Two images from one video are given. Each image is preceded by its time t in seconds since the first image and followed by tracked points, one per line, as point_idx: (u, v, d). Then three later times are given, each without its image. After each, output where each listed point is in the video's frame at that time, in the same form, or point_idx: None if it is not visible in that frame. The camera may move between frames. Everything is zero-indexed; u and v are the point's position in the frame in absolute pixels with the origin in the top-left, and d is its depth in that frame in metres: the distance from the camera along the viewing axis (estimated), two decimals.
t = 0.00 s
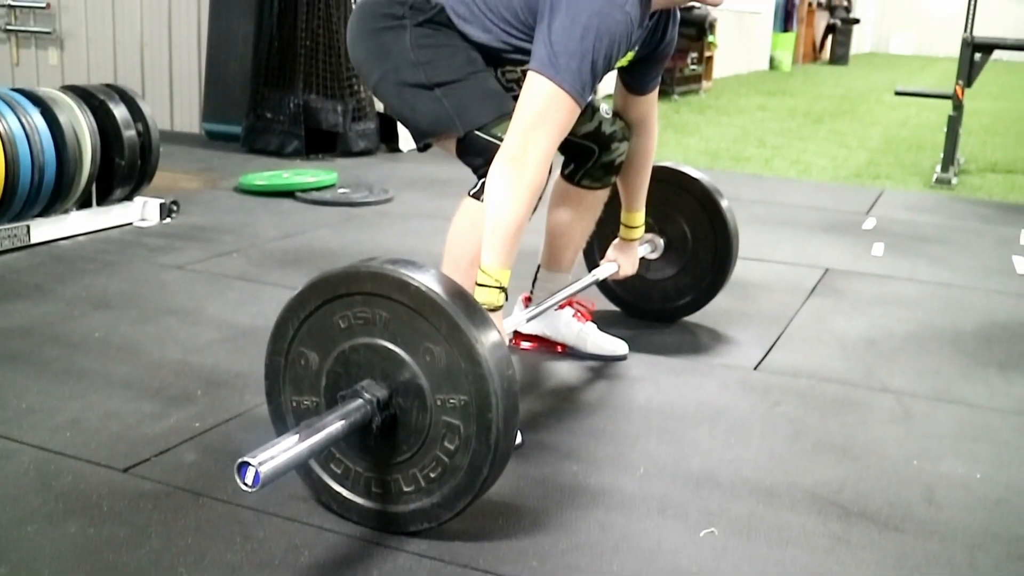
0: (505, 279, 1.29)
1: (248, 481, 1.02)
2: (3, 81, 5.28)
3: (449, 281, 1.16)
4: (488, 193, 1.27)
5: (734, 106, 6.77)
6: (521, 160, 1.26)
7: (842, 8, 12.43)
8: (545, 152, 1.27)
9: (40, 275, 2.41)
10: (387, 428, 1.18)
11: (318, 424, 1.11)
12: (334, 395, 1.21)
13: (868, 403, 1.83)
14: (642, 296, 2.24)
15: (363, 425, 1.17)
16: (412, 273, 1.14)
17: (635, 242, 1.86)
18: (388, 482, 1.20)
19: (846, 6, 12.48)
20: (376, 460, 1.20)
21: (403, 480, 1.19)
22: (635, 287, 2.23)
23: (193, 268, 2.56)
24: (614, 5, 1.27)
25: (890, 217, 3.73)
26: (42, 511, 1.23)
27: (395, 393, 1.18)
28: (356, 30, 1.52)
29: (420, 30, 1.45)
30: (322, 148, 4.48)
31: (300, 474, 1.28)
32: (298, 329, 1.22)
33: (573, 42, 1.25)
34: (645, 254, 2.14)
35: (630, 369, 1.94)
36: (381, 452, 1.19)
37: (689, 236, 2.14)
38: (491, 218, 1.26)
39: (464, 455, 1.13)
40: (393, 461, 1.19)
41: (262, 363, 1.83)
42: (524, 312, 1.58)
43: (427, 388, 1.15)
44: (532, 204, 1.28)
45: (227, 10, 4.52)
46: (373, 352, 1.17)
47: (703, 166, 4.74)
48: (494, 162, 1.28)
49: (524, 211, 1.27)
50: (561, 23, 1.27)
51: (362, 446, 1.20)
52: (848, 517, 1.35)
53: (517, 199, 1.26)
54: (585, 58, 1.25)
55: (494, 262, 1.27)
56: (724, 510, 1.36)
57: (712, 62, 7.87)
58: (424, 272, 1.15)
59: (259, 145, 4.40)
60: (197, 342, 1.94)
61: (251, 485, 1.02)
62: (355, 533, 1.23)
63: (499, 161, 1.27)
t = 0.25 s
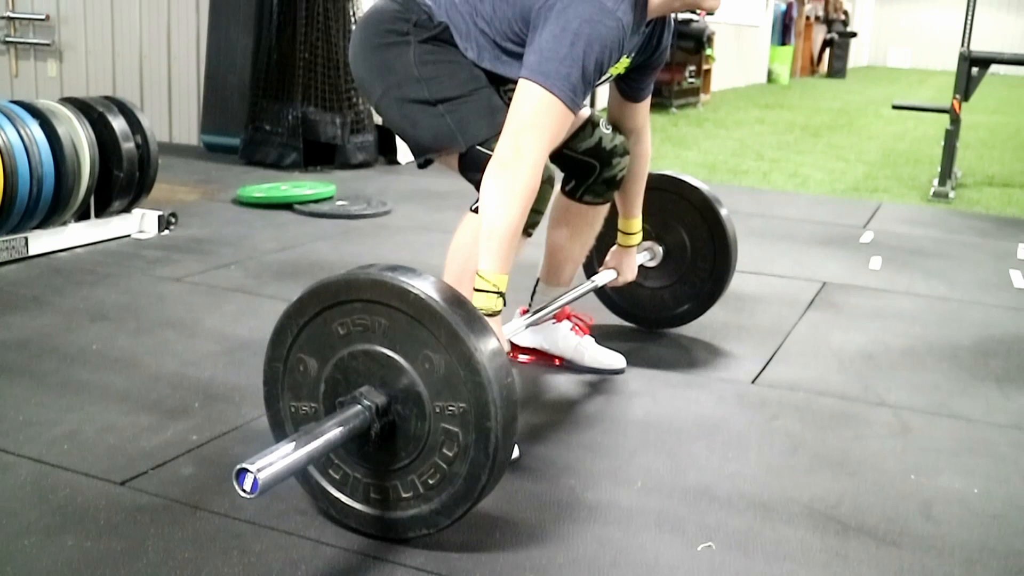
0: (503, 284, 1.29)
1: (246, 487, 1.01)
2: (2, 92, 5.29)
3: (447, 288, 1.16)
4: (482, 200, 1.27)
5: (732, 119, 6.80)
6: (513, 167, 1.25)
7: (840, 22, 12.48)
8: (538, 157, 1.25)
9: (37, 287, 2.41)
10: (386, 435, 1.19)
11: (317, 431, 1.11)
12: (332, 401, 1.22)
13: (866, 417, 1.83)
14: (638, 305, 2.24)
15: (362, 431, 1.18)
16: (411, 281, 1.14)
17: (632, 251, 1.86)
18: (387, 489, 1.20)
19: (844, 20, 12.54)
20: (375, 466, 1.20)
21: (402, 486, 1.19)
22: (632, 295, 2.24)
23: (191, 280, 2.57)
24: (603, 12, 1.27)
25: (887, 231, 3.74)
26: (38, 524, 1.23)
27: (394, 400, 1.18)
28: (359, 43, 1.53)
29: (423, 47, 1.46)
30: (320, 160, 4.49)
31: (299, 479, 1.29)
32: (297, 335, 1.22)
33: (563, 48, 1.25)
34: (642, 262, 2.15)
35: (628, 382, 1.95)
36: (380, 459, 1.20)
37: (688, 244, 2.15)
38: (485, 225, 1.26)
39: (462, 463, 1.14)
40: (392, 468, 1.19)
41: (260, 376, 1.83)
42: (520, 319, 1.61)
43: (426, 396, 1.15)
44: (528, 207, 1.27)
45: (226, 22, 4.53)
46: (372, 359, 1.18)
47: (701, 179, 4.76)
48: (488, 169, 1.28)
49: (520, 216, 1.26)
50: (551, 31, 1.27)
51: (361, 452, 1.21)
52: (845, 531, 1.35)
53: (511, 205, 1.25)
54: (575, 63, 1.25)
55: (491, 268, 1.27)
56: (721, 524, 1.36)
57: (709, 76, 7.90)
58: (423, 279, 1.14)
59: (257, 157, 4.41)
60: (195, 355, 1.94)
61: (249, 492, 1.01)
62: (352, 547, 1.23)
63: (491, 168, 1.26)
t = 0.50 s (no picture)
0: (501, 270, 1.29)
1: (245, 466, 1.02)
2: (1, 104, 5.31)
3: (446, 270, 1.17)
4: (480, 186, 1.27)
5: (730, 130, 6.82)
6: (509, 154, 1.25)
7: (837, 32, 12.52)
8: (536, 141, 1.25)
9: (35, 299, 2.41)
10: (385, 416, 1.20)
11: (316, 411, 1.12)
12: (331, 384, 1.23)
13: (864, 428, 1.83)
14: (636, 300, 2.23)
15: (361, 412, 1.19)
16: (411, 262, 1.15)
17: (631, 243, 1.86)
18: (386, 471, 1.21)
19: (841, 30, 12.58)
20: (374, 447, 1.21)
21: (400, 469, 1.20)
22: (629, 289, 2.23)
23: (189, 291, 2.57)
24: None
25: (885, 241, 3.74)
26: (36, 536, 1.23)
27: (393, 381, 1.19)
28: (359, 48, 1.53)
29: (423, 51, 1.45)
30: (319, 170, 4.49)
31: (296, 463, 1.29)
32: (297, 318, 1.24)
33: (561, 35, 1.25)
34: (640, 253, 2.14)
35: (626, 393, 1.95)
36: (379, 440, 1.21)
37: (687, 237, 2.15)
38: (483, 212, 1.26)
39: (461, 445, 1.14)
40: (390, 450, 1.20)
41: (259, 387, 1.83)
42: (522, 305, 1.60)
43: (425, 377, 1.16)
44: (526, 193, 1.27)
45: (225, 34, 4.54)
46: (371, 340, 1.19)
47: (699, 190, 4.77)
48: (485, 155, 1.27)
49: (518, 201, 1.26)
50: (548, 17, 1.27)
51: (360, 434, 1.22)
52: (844, 543, 1.35)
53: (508, 191, 1.25)
54: (574, 49, 1.25)
55: (491, 253, 1.27)
56: (719, 535, 1.36)
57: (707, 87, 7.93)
58: (421, 261, 1.15)
59: (256, 168, 4.42)
60: (193, 367, 1.94)
61: (248, 470, 1.02)
62: (351, 560, 1.23)
63: (488, 156, 1.26)
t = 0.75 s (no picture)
0: (501, 241, 1.30)
1: (243, 421, 1.05)
2: None
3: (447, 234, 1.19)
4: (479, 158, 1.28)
5: (728, 142, 6.84)
6: (508, 123, 1.26)
7: (835, 44, 12.57)
8: (534, 112, 1.26)
9: (33, 311, 2.41)
10: (384, 379, 1.23)
11: (315, 371, 1.16)
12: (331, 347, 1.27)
13: (861, 441, 1.83)
14: (632, 286, 2.21)
15: (361, 374, 1.22)
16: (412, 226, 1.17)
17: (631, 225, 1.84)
18: (384, 435, 1.24)
19: (838, 43, 12.63)
20: (373, 410, 1.25)
21: (399, 432, 1.23)
22: (625, 274, 2.22)
23: (187, 303, 2.57)
24: None
25: (883, 253, 3.75)
26: (33, 549, 1.23)
27: (392, 345, 1.22)
28: (358, 39, 1.54)
29: (419, 46, 1.45)
30: (318, 182, 4.49)
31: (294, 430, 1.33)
32: (297, 283, 1.27)
33: (556, 7, 1.25)
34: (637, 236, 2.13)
35: (624, 406, 1.95)
36: (378, 404, 1.24)
37: (685, 223, 2.14)
38: (482, 180, 1.27)
39: (460, 408, 1.17)
40: (389, 413, 1.23)
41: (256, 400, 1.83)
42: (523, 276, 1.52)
43: (424, 340, 1.20)
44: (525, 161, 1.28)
45: (223, 46, 4.55)
46: (371, 304, 1.22)
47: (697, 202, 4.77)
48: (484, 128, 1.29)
49: (517, 171, 1.28)
50: None
51: (360, 397, 1.25)
52: (841, 556, 1.35)
53: (507, 159, 1.26)
54: (570, 20, 1.25)
55: (490, 223, 1.28)
56: (717, 549, 1.35)
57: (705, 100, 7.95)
58: (423, 223, 1.18)
59: (254, 179, 4.42)
60: (191, 379, 1.94)
61: (246, 425, 1.05)
62: (348, 573, 1.22)
63: (487, 129, 1.27)
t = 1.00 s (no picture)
0: (501, 213, 1.30)
1: (243, 379, 1.04)
2: None
3: (448, 199, 1.18)
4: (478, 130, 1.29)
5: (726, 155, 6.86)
6: (505, 95, 1.26)
7: (832, 57, 12.62)
8: (532, 83, 1.26)
9: (31, 322, 2.41)
10: (384, 346, 1.23)
11: (316, 334, 1.15)
12: (331, 314, 1.26)
13: (859, 455, 1.83)
14: (632, 273, 2.19)
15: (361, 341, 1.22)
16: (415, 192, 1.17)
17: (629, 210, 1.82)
18: (385, 402, 1.24)
19: (836, 56, 12.68)
20: (373, 377, 1.24)
21: (399, 400, 1.23)
22: (625, 261, 2.19)
23: (185, 315, 2.57)
24: None
25: (880, 266, 3.76)
26: (30, 562, 1.22)
27: (393, 311, 1.22)
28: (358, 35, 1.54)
29: (415, 46, 1.45)
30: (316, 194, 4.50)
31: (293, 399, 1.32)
32: (296, 249, 1.26)
33: None
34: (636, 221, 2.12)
35: (621, 419, 1.95)
36: (378, 371, 1.24)
37: (683, 210, 2.13)
38: (481, 153, 1.28)
39: (462, 375, 1.17)
40: (390, 380, 1.23)
41: (254, 413, 1.83)
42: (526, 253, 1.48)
43: (425, 306, 1.19)
44: (523, 134, 1.29)
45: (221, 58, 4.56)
46: (372, 270, 1.21)
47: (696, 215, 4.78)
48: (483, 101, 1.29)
49: (516, 142, 1.28)
50: None
51: (360, 364, 1.25)
52: (839, 571, 1.35)
53: (506, 131, 1.27)
54: None
55: (489, 194, 1.28)
56: (715, 563, 1.35)
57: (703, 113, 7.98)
58: (426, 189, 1.17)
59: (253, 191, 4.44)
60: (188, 391, 1.94)
61: (246, 383, 1.04)
62: None
63: (485, 101, 1.28)
